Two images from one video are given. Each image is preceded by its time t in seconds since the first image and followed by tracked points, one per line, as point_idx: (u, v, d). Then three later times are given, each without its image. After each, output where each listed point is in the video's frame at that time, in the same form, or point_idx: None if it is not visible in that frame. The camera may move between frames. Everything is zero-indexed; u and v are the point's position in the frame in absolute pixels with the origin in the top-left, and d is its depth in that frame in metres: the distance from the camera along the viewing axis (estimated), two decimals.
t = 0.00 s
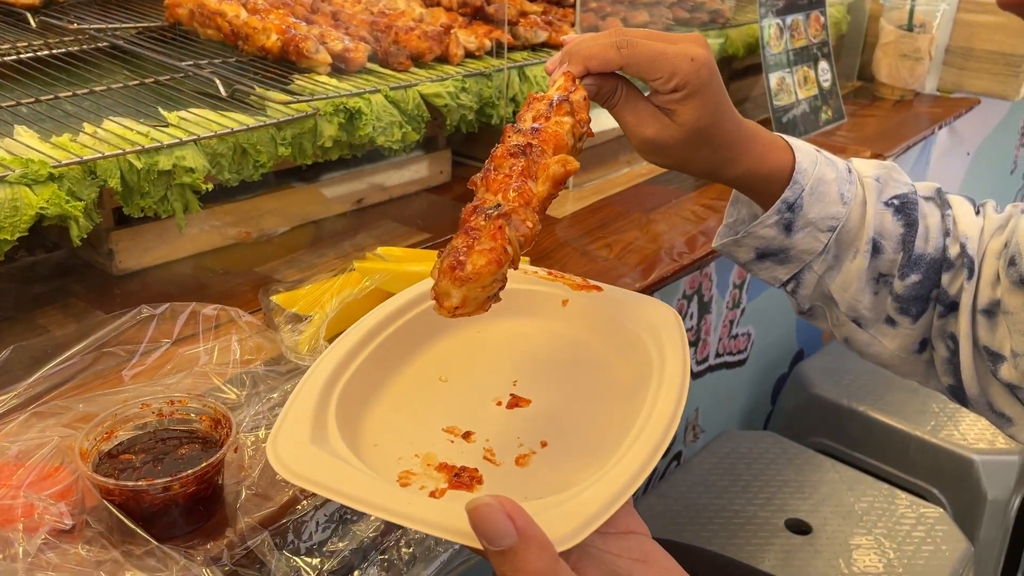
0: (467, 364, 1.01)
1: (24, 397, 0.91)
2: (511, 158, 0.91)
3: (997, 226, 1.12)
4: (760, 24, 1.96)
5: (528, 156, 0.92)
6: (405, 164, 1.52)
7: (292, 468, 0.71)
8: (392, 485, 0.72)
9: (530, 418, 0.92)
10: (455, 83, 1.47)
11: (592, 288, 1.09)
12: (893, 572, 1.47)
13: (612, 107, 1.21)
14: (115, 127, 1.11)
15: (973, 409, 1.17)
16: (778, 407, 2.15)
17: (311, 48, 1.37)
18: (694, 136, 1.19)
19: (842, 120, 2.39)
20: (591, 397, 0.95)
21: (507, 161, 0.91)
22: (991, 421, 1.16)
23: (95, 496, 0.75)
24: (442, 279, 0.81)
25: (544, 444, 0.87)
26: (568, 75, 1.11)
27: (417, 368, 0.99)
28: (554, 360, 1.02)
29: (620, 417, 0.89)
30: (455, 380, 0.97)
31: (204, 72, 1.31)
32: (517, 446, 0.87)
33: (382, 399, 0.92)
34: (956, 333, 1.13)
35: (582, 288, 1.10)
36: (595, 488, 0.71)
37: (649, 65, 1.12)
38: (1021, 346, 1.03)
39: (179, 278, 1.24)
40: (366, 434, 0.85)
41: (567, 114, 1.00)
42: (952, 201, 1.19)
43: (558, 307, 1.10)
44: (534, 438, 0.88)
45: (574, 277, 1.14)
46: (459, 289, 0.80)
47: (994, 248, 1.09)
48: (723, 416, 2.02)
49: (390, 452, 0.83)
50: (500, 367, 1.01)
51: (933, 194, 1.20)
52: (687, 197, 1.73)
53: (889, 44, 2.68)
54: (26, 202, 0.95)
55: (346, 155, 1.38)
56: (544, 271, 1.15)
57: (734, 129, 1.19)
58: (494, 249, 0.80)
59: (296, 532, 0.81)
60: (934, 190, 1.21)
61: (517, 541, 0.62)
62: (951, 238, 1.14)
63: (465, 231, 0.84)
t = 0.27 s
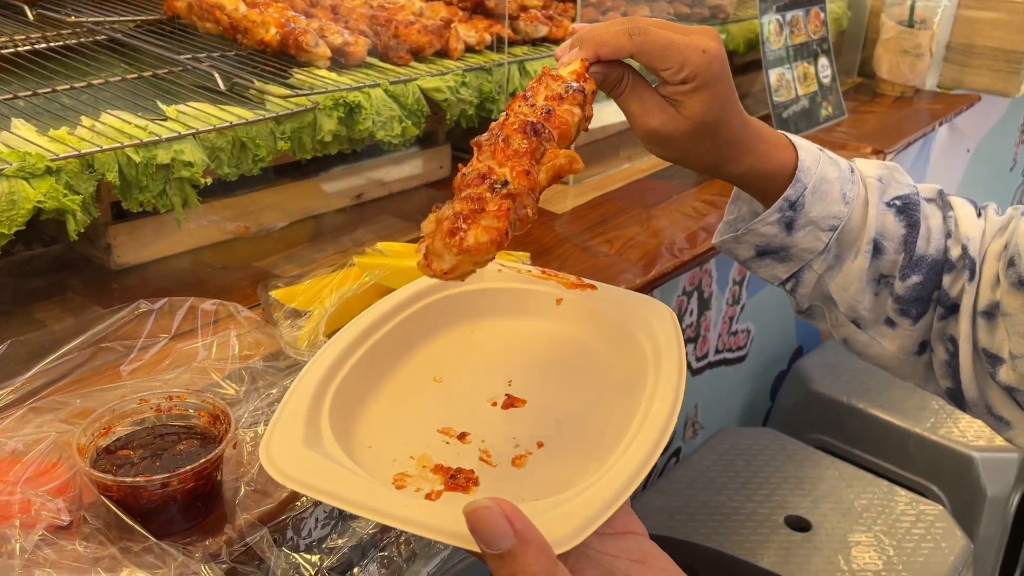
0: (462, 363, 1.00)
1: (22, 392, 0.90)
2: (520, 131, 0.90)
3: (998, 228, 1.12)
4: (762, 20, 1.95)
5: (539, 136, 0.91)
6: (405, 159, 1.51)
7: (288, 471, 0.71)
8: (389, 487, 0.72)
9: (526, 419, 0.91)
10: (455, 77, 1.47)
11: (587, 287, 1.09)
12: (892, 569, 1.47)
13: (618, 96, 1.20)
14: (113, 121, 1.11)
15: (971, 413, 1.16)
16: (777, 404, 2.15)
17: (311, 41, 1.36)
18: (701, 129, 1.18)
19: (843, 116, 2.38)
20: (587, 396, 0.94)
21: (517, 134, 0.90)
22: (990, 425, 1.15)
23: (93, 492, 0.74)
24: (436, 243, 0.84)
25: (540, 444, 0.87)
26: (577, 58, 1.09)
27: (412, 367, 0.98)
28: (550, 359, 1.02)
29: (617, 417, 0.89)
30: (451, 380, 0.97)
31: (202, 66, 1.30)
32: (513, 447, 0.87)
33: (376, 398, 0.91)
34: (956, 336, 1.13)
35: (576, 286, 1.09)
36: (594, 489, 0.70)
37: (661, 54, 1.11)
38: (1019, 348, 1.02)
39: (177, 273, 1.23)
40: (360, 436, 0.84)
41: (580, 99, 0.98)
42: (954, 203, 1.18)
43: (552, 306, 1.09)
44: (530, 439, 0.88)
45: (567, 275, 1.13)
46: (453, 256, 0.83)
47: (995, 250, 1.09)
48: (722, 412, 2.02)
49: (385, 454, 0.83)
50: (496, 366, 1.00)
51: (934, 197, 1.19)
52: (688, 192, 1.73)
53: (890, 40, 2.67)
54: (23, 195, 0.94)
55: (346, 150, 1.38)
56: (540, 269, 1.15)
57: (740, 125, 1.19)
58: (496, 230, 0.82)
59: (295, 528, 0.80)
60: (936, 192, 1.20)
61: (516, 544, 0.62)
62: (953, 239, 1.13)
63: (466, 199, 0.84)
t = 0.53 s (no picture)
0: (463, 346, 1.00)
1: (20, 388, 0.90)
2: (534, 119, 0.91)
3: (1001, 233, 1.12)
4: (763, 16, 1.95)
5: (552, 126, 0.91)
6: (405, 155, 1.50)
7: (291, 456, 0.70)
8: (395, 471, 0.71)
9: (530, 400, 0.90)
10: (456, 73, 1.46)
11: (587, 266, 1.11)
12: (892, 566, 1.47)
13: (630, 88, 1.21)
14: (112, 116, 1.10)
15: (968, 419, 1.17)
16: (778, 401, 2.15)
17: (311, 36, 1.35)
18: (708, 131, 1.19)
19: (844, 114, 2.38)
20: (591, 377, 0.94)
21: (530, 122, 0.90)
22: (986, 432, 1.15)
23: (91, 488, 0.74)
24: (444, 227, 0.83)
25: (545, 424, 0.86)
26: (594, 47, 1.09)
27: (412, 351, 0.98)
28: (553, 342, 1.01)
29: (623, 396, 0.88)
30: (452, 362, 0.96)
31: (202, 61, 1.30)
32: (518, 427, 0.86)
33: (375, 381, 0.91)
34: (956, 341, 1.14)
35: (577, 265, 1.11)
36: (602, 469, 0.70)
37: (676, 54, 1.11)
38: (1019, 351, 1.03)
39: (177, 268, 1.23)
40: (361, 419, 0.83)
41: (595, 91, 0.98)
42: (957, 207, 1.18)
43: (554, 286, 1.10)
44: (534, 419, 0.87)
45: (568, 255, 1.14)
46: (461, 244, 0.82)
47: (998, 254, 1.09)
48: (722, 410, 2.02)
49: (388, 436, 0.82)
50: (498, 349, 0.99)
51: (938, 201, 1.19)
52: (689, 189, 1.72)
53: (892, 37, 2.66)
54: (22, 190, 0.94)
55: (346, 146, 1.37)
56: (539, 250, 1.15)
57: (749, 128, 1.19)
58: (507, 219, 0.81)
59: (294, 525, 0.80)
60: (940, 196, 1.20)
61: (527, 524, 0.62)
62: (957, 244, 1.13)
63: (477, 183, 0.84)
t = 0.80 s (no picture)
0: (469, 339, 0.99)
1: (25, 383, 0.90)
2: (557, 101, 0.91)
3: (1010, 235, 1.12)
4: (767, 13, 1.94)
5: (573, 110, 0.92)
6: (409, 151, 1.50)
7: (300, 450, 0.70)
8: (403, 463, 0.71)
9: (536, 392, 0.90)
10: (460, 69, 1.46)
11: (594, 259, 1.11)
12: (894, 564, 1.47)
13: (645, 81, 1.21)
14: (116, 111, 1.10)
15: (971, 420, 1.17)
16: (779, 399, 2.15)
17: (314, 32, 1.35)
18: (723, 126, 1.19)
19: (848, 111, 2.37)
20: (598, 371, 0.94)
21: (553, 104, 0.91)
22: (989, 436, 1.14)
23: (97, 484, 0.74)
24: (466, 199, 0.82)
25: (552, 418, 0.86)
26: (612, 38, 1.09)
27: (418, 344, 0.97)
28: (559, 335, 1.01)
29: (630, 390, 0.88)
30: (458, 355, 0.96)
31: (207, 57, 1.29)
32: (524, 421, 0.86)
33: (379, 373, 0.90)
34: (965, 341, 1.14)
35: (582, 258, 1.11)
36: (611, 463, 0.70)
37: (694, 48, 1.12)
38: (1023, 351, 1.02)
39: (181, 264, 1.23)
40: (367, 412, 0.83)
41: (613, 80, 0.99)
42: (969, 208, 1.18)
43: (560, 279, 1.09)
44: (541, 413, 0.87)
45: (573, 248, 1.14)
46: (482, 218, 0.81)
47: (1008, 254, 1.09)
48: (724, 407, 2.02)
49: (395, 429, 0.82)
50: (505, 342, 0.99)
51: (949, 202, 1.19)
52: (692, 186, 1.72)
53: (895, 34, 2.65)
54: (27, 185, 0.94)
55: (349, 142, 1.37)
56: (543, 242, 1.15)
57: (763, 126, 1.19)
58: (532, 195, 0.81)
59: (299, 521, 0.80)
60: (951, 198, 1.20)
61: (537, 519, 0.62)
62: (968, 244, 1.13)
63: (502, 158, 0.83)
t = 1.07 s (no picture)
0: (467, 336, 0.99)
1: (28, 379, 0.90)
2: (570, 87, 0.93)
3: (1008, 234, 1.11)
4: (771, 10, 1.94)
5: (586, 97, 0.94)
6: (412, 149, 1.50)
7: (293, 449, 0.69)
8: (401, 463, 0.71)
9: (535, 391, 0.90)
10: (463, 66, 1.45)
11: (591, 256, 1.11)
12: (896, 562, 1.46)
13: (643, 79, 1.23)
14: (120, 107, 1.10)
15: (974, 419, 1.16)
16: (781, 397, 2.16)
17: (318, 29, 1.35)
18: (720, 125, 1.20)
19: (851, 109, 2.37)
20: (597, 369, 0.94)
21: (568, 89, 0.93)
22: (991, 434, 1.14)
23: (100, 480, 0.74)
24: (489, 173, 0.84)
25: (552, 417, 0.86)
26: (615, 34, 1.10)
27: (417, 341, 0.97)
28: (557, 333, 1.01)
29: (630, 387, 0.88)
30: (456, 353, 0.96)
31: (210, 53, 1.29)
32: (524, 420, 0.86)
33: (377, 372, 0.90)
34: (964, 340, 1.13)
35: (580, 255, 1.11)
36: (611, 464, 0.70)
37: (693, 47, 1.13)
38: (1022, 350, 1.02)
39: (184, 260, 1.23)
40: (365, 411, 0.83)
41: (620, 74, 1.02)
42: (964, 207, 1.17)
43: (557, 275, 1.09)
44: (541, 412, 0.87)
45: (571, 244, 1.14)
46: (504, 190, 0.83)
47: (1005, 254, 1.08)
48: (726, 405, 2.01)
49: (393, 429, 0.82)
50: (503, 339, 0.99)
51: (946, 202, 1.19)
52: (695, 184, 1.72)
53: (900, 32, 2.63)
54: (30, 181, 0.94)
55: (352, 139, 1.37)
56: (542, 238, 1.15)
57: (760, 125, 1.20)
58: (552, 172, 0.83)
59: (302, 518, 0.80)
60: (947, 197, 1.20)
61: (539, 520, 0.62)
62: (965, 243, 1.13)
63: (524, 136, 0.86)
